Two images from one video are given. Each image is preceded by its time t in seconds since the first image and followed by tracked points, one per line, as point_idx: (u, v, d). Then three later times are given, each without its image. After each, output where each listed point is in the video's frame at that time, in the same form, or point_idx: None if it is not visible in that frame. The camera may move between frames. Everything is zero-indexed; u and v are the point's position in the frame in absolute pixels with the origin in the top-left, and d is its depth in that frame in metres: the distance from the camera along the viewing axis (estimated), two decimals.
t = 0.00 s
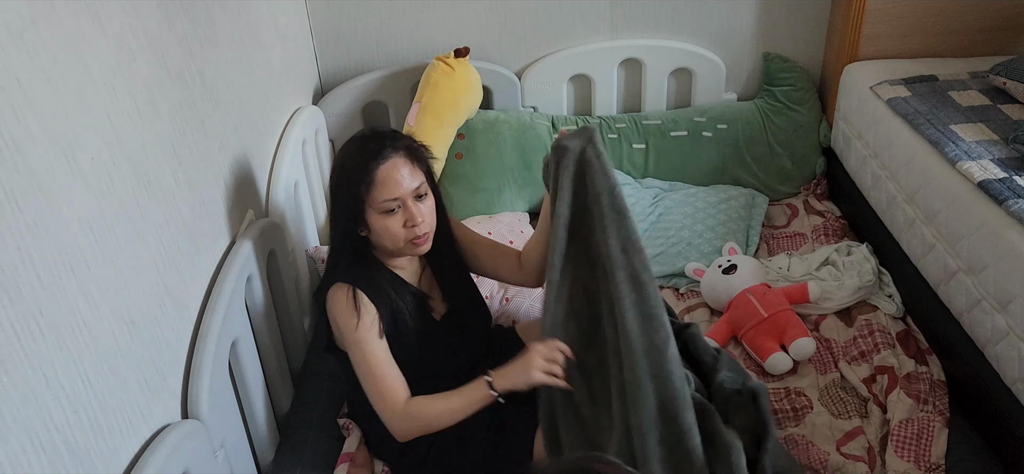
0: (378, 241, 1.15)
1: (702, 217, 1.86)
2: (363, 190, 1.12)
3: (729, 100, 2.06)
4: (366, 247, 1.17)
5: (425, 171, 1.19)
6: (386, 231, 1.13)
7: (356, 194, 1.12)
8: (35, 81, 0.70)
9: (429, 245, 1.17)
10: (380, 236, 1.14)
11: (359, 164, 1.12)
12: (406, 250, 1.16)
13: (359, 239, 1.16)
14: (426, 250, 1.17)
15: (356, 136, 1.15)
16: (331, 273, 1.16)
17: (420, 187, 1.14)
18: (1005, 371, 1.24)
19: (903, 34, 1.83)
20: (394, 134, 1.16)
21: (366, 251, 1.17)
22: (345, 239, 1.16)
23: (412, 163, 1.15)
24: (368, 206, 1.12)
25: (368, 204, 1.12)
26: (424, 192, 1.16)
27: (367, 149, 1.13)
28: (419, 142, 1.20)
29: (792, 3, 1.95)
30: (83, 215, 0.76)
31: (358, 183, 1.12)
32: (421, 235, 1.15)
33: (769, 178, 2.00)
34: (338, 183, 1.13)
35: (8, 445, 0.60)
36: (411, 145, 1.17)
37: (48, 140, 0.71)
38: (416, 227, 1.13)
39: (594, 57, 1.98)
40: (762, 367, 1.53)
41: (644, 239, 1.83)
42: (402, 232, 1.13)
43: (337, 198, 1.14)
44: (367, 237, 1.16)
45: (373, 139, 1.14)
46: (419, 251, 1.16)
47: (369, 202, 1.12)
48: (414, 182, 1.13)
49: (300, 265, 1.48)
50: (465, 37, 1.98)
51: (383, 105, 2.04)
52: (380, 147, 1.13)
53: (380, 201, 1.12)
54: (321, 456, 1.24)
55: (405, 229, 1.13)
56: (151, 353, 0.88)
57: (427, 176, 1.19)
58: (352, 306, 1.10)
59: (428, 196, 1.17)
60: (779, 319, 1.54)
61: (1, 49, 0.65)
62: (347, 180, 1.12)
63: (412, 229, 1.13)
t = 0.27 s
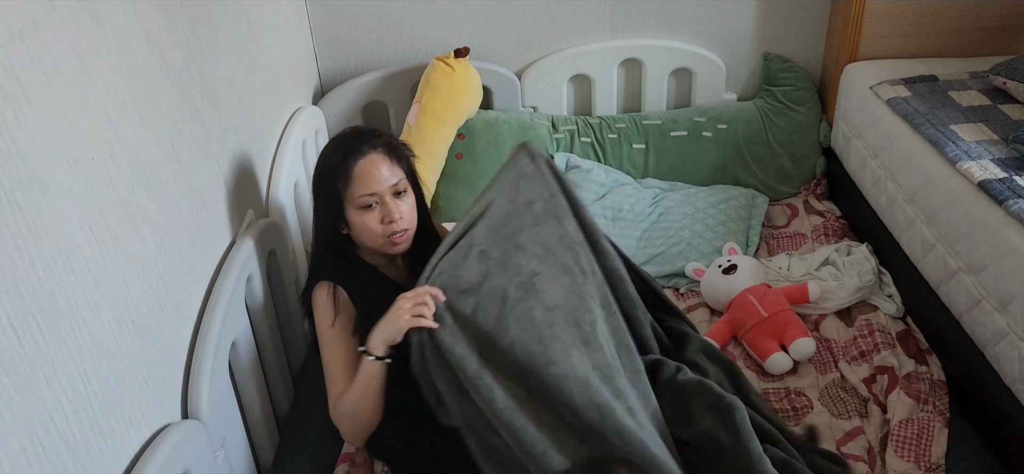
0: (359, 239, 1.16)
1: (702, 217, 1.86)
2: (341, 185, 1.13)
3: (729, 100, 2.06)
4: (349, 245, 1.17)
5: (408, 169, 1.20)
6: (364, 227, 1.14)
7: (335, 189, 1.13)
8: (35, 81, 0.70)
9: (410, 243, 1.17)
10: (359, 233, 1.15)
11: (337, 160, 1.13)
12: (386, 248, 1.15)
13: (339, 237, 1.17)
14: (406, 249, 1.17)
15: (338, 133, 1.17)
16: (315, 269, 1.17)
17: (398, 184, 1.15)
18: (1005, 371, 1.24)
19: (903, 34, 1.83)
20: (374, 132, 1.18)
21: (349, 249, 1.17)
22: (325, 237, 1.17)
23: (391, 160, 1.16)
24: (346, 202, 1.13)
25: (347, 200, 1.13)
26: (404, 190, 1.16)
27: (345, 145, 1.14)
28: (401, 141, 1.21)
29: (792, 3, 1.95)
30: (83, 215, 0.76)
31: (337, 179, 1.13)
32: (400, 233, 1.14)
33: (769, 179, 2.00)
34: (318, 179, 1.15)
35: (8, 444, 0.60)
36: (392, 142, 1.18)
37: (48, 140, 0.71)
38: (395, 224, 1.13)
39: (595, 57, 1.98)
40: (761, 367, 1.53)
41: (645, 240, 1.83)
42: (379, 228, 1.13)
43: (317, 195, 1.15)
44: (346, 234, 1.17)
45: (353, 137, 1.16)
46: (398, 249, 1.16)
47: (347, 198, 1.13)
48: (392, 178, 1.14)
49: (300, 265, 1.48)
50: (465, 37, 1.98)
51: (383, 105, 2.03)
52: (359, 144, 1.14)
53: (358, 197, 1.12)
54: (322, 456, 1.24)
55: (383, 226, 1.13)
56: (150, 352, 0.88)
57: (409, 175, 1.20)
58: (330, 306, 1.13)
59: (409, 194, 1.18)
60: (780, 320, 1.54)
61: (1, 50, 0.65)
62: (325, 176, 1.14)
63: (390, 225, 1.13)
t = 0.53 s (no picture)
0: (340, 229, 1.25)
1: (702, 216, 1.86)
2: (321, 177, 1.22)
3: (729, 100, 2.06)
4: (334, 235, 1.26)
5: (387, 162, 1.29)
6: (345, 217, 1.23)
7: (316, 181, 1.23)
8: (35, 81, 0.70)
9: (389, 233, 1.25)
10: (340, 222, 1.23)
11: (318, 152, 1.23)
12: (367, 237, 1.24)
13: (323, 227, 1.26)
14: (387, 238, 1.26)
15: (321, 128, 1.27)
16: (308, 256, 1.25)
17: (375, 175, 1.24)
18: (1005, 371, 1.24)
19: (903, 34, 1.83)
20: (353, 126, 1.27)
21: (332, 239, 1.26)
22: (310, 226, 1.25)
23: (369, 153, 1.25)
24: (326, 193, 1.22)
25: (326, 191, 1.22)
26: (382, 180, 1.25)
27: (324, 139, 1.24)
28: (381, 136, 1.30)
29: (792, 3, 1.95)
30: (83, 215, 0.76)
31: (318, 170, 1.22)
32: (378, 221, 1.23)
33: (769, 178, 2.00)
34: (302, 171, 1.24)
35: (8, 444, 0.60)
36: (370, 135, 1.28)
37: (48, 140, 0.71)
38: (372, 212, 1.22)
39: (595, 57, 1.98)
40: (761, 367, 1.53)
41: (645, 240, 1.83)
42: (359, 218, 1.22)
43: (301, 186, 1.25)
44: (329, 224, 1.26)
45: (333, 130, 1.25)
46: (378, 238, 1.24)
47: (328, 189, 1.22)
48: (369, 169, 1.23)
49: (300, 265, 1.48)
50: (465, 37, 1.98)
51: (381, 105, 2.05)
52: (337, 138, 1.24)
53: (337, 187, 1.22)
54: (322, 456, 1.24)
55: (362, 215, 1.22)
56: (150, 352, 0.88)
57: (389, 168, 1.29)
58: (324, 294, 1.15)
59: (388, 186, 1.27)
60: (780, 320, 1.54)
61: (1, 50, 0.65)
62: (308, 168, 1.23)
63: (368, 214, 1.22)
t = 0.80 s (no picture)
0: (344, 226, 1.30)
1: (702, 216, 1.86)
2: (330, 176, 1.27)
3: (729, 100, 2.06)
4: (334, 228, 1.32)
5: (392, 162, 1.36)
6: (352, 215, 1.29)
7: (324, 180, 1.28)
8: (35, 81, 0.70)
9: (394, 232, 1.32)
10: (347, 221, 1.29)
11: (326, 152, 1.28)
12: (372, 235, 1.30)
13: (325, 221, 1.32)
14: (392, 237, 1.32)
15: (329, 127, 1.32)
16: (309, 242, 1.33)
17: (383, 176, 1.29)
18: (1005, 371, 1.24)
19: (903, 34, 1.83)
20: (362, 129, 1.33)
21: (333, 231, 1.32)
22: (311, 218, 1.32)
23: (375, 154, 1.30)
24: (334, 192, 1.28)
25: (335, 189, 1.28)
26: (388, 182, 1.31)
27: (334, 139, 1.29)
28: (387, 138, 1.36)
29: (792, 3, 1.95)
30: (83, 215, 0.76)
31: (327, 169, 1.28)
32: (385, 221, 1.29)
33: (769, 178, 2.00)
34: (309, 166, 1.29)
35: (8, 445, 0.60)
36: (377, 138, 1.34)
37: (48, 140, 0.71)
38: (379, 213, 1.28)
39: (595, 57, 1.98)
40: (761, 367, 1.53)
41: (645, 239, 1.83)
42: (366, 217, 1.28)
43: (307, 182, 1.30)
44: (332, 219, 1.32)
45: (343, 130, 1.31)
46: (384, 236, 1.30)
47: (336, 188, 1.28)
48: (376, 169, 1.29)
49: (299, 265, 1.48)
50: (465, 36, 1.98)
51: (381, 105, 2.05)
52: (347, 138, 1.29)
53: (345, 187, 1.27)
54: (322, 455, 1.24)
55: (369, 214, 1.28)
56: (150, 352, 0.88)
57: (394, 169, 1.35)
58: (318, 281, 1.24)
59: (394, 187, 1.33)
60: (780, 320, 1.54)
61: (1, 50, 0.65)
62: (315, 165, 1.28)
63: (375, 214, 1.28)
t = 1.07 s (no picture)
0: (387, 248, 1.20)
1: (702, 216, 1.86)
2: (383, 197, 1.16)
3: (729, 100, 2.06)
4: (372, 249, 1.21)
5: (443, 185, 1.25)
6: (398, 239, 1.18)
7: (374, 201, 1.16)
8: (34, 81, 0.70)
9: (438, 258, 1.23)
10: (390, 243, 1.19)
11: (378, 172, 1.16)
12: (414, 259, 1.21)
13: (365, 241, 1.20)
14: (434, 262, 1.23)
15: (378, 141, 1.20)
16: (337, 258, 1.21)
17: (435, 201, 1.19)
18: (1006, 372, 1.24)
19: (903, 34, 1.83)
20: (416, 146, 1.21)
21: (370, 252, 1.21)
22: (347, 237, 1.20)
23: (430, 175, 1.20)
24: (384, 214, 1.17)
25: (386, 211, 1.17)
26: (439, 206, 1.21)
27: (388, 158, 1.17)
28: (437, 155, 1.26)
29: (792, 3, 1.95)
30: (83, 215, 0.76)
31: (379, 191, 1.16)
32: (432, 247, 1.20)
33: (769, 178, 2.00)
34: (355, 183, 1.18)
35: (8, 445, 0.60)
36: (431, 159, 1.22)
37: (48, 140, 0.71)
38: (429, 240, 1.19)
39: (595, 57, 1.98)
40: (761, 367, 1.53)
41: (645, 240, 1.83)
42: (413, 243, 1.18)
43: (351, 199, 1.18)
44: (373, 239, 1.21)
45: (398, 148, 1.19)
46: (426, 261, 1.21)
47: (386, 211, 1.17)
48: (431, 194, 1.18)
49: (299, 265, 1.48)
50: (465, 37, 1.98)
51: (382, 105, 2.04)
52: (402, 158, 1.17)
53: (399, 212, 1.16)
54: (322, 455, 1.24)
55: (418, 241, 1.18)
56: (150, 352, 0.88)
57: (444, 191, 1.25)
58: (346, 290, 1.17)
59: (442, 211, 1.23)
60: (780, 320, 1.54)
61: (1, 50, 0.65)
62: (365, 184, 1.17)
63: (423, 241, 1.19)
